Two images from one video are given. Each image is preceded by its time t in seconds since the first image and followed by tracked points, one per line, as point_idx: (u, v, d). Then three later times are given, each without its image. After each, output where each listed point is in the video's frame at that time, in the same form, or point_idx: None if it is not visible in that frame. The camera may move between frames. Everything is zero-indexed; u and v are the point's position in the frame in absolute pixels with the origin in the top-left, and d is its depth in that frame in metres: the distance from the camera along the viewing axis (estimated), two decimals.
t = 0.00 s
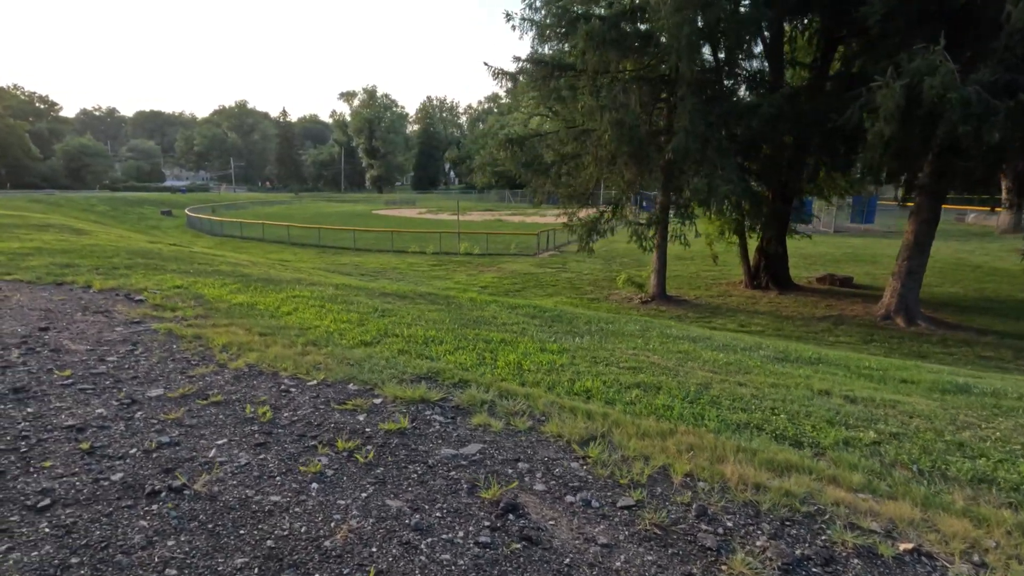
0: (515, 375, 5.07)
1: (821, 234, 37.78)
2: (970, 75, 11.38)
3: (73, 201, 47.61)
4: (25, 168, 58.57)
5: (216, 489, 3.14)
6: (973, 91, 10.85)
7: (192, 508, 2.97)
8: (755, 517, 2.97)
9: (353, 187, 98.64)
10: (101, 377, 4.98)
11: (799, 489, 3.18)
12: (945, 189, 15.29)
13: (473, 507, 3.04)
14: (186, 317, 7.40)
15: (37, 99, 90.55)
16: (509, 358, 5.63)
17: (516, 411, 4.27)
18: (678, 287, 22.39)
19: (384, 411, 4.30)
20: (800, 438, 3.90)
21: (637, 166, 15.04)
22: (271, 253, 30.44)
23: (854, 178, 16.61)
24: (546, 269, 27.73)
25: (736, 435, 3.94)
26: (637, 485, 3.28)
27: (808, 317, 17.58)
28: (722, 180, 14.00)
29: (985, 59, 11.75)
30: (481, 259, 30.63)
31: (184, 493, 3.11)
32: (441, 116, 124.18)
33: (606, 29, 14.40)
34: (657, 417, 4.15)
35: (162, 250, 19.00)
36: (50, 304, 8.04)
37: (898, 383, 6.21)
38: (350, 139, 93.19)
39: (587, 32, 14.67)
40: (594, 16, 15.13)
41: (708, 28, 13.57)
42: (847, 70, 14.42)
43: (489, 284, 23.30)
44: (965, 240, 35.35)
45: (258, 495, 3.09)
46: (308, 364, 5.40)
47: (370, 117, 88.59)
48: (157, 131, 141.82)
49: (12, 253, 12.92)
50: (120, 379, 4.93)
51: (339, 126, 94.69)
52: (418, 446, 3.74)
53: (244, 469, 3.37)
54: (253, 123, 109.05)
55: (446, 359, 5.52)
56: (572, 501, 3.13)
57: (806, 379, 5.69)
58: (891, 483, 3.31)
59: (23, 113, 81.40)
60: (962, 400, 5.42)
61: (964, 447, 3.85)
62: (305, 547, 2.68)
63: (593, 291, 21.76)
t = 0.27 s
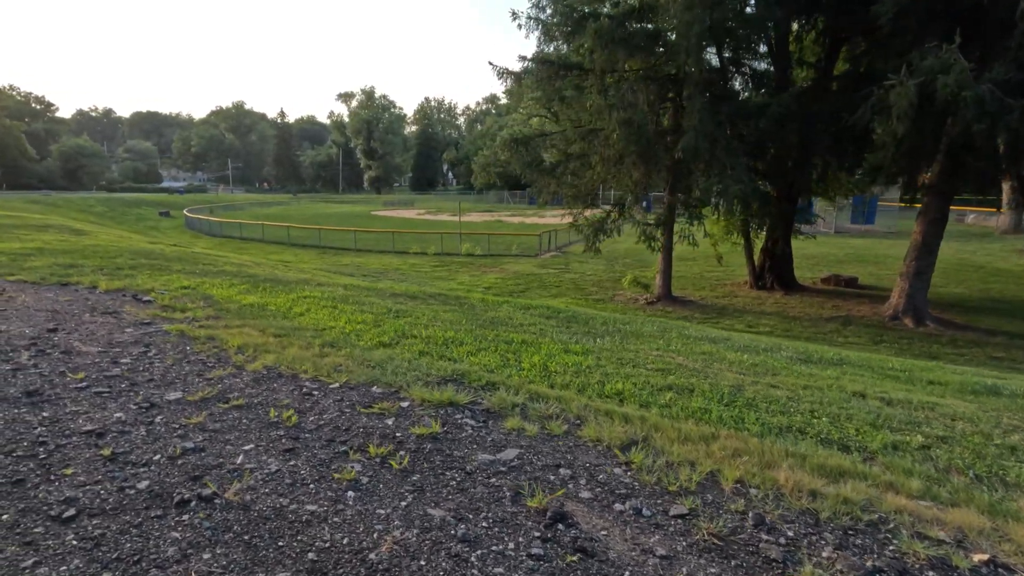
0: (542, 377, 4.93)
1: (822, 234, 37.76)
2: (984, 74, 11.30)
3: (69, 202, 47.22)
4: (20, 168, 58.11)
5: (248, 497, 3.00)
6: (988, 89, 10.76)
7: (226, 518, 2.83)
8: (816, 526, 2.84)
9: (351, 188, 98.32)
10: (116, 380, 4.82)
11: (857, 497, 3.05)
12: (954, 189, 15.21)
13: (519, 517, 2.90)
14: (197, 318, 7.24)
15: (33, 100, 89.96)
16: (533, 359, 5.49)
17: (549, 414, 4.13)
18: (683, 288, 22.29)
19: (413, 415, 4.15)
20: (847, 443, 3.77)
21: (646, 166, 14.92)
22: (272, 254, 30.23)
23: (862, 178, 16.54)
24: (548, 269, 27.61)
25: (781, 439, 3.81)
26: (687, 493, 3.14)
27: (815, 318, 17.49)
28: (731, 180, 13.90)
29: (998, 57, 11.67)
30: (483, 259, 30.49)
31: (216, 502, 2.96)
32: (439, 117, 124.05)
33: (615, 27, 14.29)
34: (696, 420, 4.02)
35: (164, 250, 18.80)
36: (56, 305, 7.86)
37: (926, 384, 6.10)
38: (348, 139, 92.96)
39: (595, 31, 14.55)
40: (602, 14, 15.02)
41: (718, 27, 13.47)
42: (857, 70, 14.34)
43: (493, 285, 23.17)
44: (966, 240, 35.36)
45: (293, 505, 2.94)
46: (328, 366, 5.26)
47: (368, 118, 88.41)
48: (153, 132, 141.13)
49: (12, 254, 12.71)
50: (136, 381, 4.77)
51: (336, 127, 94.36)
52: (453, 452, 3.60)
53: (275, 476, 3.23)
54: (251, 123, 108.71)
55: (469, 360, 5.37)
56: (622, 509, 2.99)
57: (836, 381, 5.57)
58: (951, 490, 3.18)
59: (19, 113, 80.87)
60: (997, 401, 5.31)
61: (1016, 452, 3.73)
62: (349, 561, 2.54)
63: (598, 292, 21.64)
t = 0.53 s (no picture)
0: (578, 384, 4.73)
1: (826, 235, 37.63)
2: (1005, 71, 11.13)
3: (67, 202, 46.82)
4: (18, 169, 57.69)
5: (288, 519, 2.79)
6: (1010, 87, 10.59)
7: (266, 542, 2.62)
8: (903, 550, 2.64)
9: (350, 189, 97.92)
10: (133, 388, 4.60)
11: (941, 516, 2.85)
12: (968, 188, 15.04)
13: (582, 540, 2.69)
14: (210, 322, 7.01)
15: (31, 100, 89.42)
16: (565, 364, 5.28)
17: (593, 425, 3.92)
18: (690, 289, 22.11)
19: (449, 426, 3.93)
20: (913, 455, 3.57)
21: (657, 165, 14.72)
22: (273, 255, 29.98)
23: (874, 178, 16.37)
24: (553, 270, 27.42)
25: (841, 451, 3.61)
26: (756, 512, 2.93)
27: (826, 319, 17.31)
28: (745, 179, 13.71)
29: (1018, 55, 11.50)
30: (486, 260, 30.28)
31: (253, 524, 2.75)
32: (438, 117, 123.86)
33: (626, 25, 14.09)
34: (749, 430, 3.82)
35: (167, 252, 18.55)
36: (63, 309, 7.62)
37: (967, 389, 5.90)
38: (347, 140, 92.67)
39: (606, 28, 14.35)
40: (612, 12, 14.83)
41: (731, 24, 13.27)
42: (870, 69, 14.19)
43: (498, 286, 22.96)
44: (970, 240, 35.24)
45: (337, 528, 2.73)
46: (353, 372, 5.04)
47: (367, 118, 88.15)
48: (151, 133, 140.42)
49: (14, 255, 12.44)
50: (154, 390, 4.55)
51: (335, 127, 93.99)
52: (499, 466, 3.38)
53: (314, 495, 3.01)
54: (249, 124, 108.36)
55: (499, 367, 5.16)
56: (689, 531, 2.78)
57: (879, 387, 5.37)
58: None
59: (16, 114, 80.40)
60: None
61: None
62: None
63: (605, 293, 21.42)
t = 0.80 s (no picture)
0: (612, 394, 4.58)
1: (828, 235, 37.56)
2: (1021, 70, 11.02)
3: (64, 204, 46.47)
4: (13, 170, 57.18)
5: (331, 546, 2.63)
6: None
7: (311, 572, 2.46)
8: None
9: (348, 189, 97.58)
10: (152, 400, 4.43)
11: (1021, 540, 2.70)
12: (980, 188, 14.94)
13: (646, 568, 2.54)
14: (223, 328, 6.84)
15: (26, 101, 88.77)
16: (595, 373, 5.13)
17: (636, 439, 3.77)
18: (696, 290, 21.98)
19: (487, 441, 3.78)
20: (974, 470, 3.42)
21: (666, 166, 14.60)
22: (274, 256, 29.75)
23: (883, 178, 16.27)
24: (557, 272, 27.27)
25: (899, 466, 3.46)
26: (824, 535, 2.78)
27: (836, 321, 17.19)
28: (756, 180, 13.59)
29: None
30: (489, 261, 30.12)
31: (295, 552, 2.59)
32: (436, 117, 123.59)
33: (635, 24, 13.96)
34: (799, 444, 3.68)
35: (169, 254, 18.32)
36: (71, 315, 7.45)
37: (1002, 396, 5.77)
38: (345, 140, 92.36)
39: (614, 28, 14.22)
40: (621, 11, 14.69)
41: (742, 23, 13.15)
42: (881, 68, 14.09)
43: (503, 287, 22.80)
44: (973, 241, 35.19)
45: (385, 555, 2.58)
46: (378, 382, 4.89)
47: (366, 118, 87.89)
48: (147, 133, 139.80)
49: (16, 259, 12.25)
50: (174, 403, 4.39)
51: (333, 128, 93.66)
52: (545, 485, 3.23)
53: (356, 518, 2.85)
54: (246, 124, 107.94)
55: (528, 376, 5.01)
56: (757, 556, 2.64)
57: (916, 395, 5.24)
58: None
59: (12, 115, 79.82)
60: None
61: None
62: None
63: (610, 294, 21.28)
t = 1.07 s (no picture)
0: (649, 402, 4.48)
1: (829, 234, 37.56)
2: None
3: (61, 205, 46.16)
4: (8, 171, 56.75)
5: (386, 566, 2.53)
6: None
7: None
8: None
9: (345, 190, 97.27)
10: (178, 410, 4.32)
11: None
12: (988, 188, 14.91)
13: None
14: (240, 333, 6.72)
15: (21, 102, 88.16)
16: (628, 378, 5.03)
17: (682, 448, 3.68)
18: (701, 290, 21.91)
19: (529, 452, 3.67)
20: None
21: (675, 167, 14.51)
22: (275, 258, 29.58)
23: (892, 178, 16.23)
24: (560, 272, 27.21)
25: (955, 477, 3.38)
26: (893, 551, 2.69)
27: (843, 321, 17.14)
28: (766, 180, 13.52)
29: None
30: (491, 262, 30.02)
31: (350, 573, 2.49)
32: (434, 118, 123.36)
33: (644, 24, 13.89)
34: (850, 453, 3.59)
35: (172, 256, 18.16)
36: (82, 319, 7.32)
37: None
38: (343, 141, 92.08)
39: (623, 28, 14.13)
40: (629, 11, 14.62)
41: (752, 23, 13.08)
42: (891, 68, 14.05)
43: (507, 288, 22.70)
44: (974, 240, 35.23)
45: None
46: (407, 389, 4.79)
47: (363, 119, 87.62)
48: (143, 133, 139.13)
49: (20, 262, 12.09)
50: (201, 412, 4.27)
51: (331, 128, 93.35)
52: (596, 498, 3.13)
53: (407, 536, 2.75)
54: (243, 125, 107.53)
55: (559, 382, 4.91)
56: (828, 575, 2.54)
57: (952, 400, 5.15)
58: None
59: (6, 115, 79.19)
60: None
61: None
62: None
63: (616, 295, 21.20)
